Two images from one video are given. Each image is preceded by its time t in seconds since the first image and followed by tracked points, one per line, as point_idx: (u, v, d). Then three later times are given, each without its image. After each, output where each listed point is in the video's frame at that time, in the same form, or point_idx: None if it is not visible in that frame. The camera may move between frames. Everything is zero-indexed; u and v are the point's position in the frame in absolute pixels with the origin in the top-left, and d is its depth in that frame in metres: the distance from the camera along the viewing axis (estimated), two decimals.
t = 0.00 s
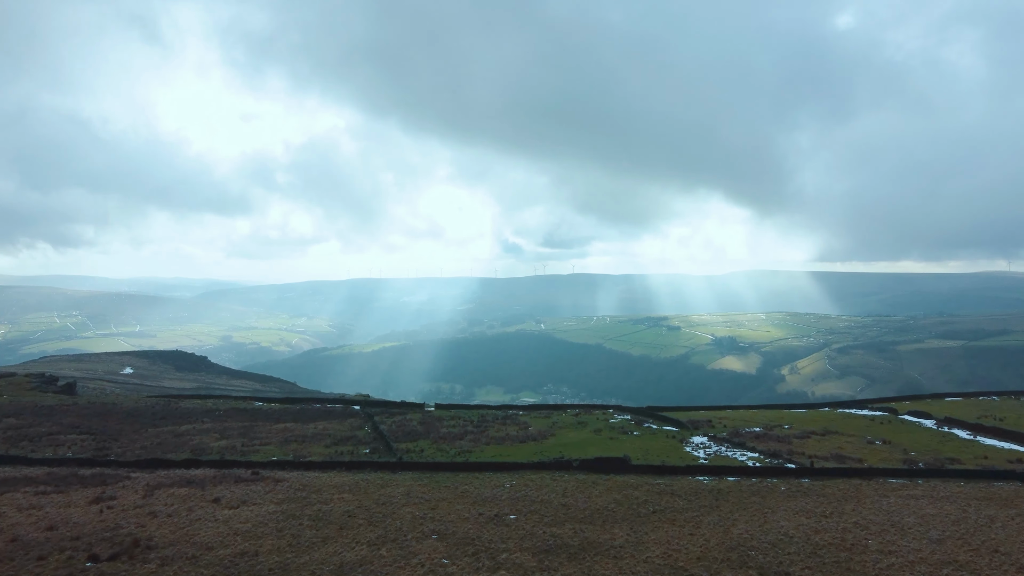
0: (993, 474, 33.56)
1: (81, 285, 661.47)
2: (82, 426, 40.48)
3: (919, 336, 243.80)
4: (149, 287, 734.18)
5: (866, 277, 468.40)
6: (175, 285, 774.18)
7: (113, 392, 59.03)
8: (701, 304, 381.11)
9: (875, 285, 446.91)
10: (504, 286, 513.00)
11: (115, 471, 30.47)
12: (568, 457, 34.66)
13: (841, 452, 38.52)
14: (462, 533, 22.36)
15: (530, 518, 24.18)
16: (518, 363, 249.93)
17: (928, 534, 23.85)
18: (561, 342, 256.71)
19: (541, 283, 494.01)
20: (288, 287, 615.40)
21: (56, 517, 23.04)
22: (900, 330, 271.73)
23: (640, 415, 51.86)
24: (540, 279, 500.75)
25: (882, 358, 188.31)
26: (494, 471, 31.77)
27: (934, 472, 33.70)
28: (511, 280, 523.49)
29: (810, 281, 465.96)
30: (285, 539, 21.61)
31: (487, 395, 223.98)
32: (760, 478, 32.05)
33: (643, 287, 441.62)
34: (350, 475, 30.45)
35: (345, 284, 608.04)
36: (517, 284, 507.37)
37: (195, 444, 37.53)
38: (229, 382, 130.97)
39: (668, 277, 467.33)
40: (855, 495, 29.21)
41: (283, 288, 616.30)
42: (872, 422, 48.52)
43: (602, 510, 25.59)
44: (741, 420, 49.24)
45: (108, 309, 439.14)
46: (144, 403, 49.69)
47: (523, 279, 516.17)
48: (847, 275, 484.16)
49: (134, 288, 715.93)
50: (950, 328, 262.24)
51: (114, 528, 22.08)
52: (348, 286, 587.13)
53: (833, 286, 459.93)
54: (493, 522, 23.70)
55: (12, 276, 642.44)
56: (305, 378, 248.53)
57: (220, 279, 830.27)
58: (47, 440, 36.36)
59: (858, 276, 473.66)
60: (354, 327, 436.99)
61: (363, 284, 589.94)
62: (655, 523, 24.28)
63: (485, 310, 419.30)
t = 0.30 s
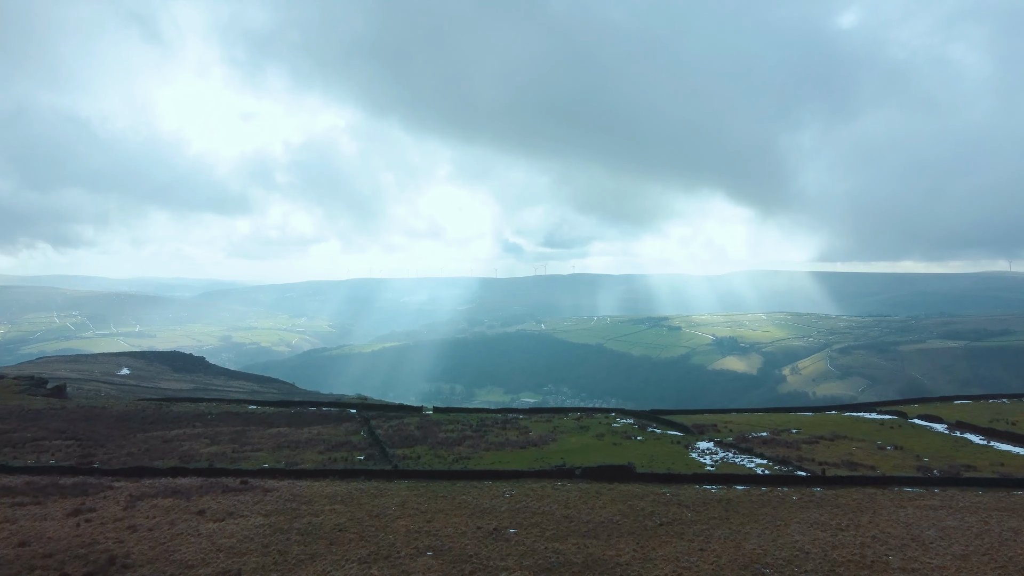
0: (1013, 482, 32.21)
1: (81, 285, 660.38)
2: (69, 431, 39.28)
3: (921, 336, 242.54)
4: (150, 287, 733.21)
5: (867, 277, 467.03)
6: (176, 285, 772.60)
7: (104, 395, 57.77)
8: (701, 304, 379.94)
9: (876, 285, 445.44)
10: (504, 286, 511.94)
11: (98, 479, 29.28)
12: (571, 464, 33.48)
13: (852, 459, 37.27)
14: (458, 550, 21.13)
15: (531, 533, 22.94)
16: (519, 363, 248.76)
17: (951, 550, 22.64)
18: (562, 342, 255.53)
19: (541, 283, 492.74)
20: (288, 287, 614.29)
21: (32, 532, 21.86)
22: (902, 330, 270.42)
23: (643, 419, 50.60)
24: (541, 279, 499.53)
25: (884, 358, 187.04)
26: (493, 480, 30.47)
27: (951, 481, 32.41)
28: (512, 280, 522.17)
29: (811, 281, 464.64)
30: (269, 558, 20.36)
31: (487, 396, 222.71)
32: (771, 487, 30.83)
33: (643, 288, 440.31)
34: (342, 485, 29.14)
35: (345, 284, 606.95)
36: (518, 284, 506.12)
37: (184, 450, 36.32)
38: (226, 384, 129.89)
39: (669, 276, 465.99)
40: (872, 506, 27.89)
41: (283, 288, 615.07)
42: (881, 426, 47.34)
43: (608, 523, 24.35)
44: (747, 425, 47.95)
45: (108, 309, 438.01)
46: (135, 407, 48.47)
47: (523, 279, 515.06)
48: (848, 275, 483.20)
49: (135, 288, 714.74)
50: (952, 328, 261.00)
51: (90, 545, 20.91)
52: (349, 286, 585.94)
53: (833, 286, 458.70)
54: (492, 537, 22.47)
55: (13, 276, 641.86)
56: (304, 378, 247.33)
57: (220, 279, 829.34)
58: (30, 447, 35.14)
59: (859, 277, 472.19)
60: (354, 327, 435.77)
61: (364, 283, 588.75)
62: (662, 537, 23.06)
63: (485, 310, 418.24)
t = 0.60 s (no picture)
0: None
1: (82, 285, 660.06)
2: (54, 436, 38.06)
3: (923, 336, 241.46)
4: (150, 287, 732.82)
5: (867, 277, 465.98)
6: (176, 285, 771.06)
7: (94, 398, 56.52)
8: (702, 303, 378.94)
9: (877, 285, 444.39)
10: (504, 286, 510.67)
11: (79, 488, 28.07)
12: (574, 472, 32.29)
13: (862, 465, 36.06)
14: (454, 569, 19.99)
15: (531, 549, 21.75)
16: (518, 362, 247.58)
17: (975, 567, 21.44)
18: (562, 342, 254.33)
19: (541, 283, 491.55)
20: (288, 287, 613.17)
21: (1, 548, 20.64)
22: (903, 330, 269.33)
23: (647, 423, 49.32)
24: (541, 279, 498.57)
25: (886, 358, 185.79)
26: (491, 489, 29.28)
27: (969, 489, 31.12)
28: (512, 280, 520.78)
29: (811, 280, 463.61)
30: None
31: (487, 396, 221.50)
32: (781, 496, 29.58)
33: (644, 287, 439.14)
34: (334, 494, 27.99)
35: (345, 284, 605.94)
36: (518, 284, 505.06)
37: (172, 457, 35.09)
38: (223, 384, 128.80)
39: (669, 276, 464.81)
40: (889, 517, 26.64)
41: (283, 288, 614.01)
42: (891, 430, 46.11)
43: (613, 537, 23.15)
44: (754, 428, 46.75)
45: (108, 309, 437.16)
46: (124, 411, 47.19)
47: (523, 279, 514.18)
48: (848, 275, 481.97)
49: (135, 287, 714.06)
50: (954, 328, 259.94)
51: (62, 563, 19.73)
52: (349, 286, 584.80)
53: (834, 285, 457.68)
54: (490, 552, 21.35)
55: (14, 275, 641.31)
56: (303, 378, 246.13)
57: (220, 279, 828.84)
58: (12, 453, 33.95)
59: (859, 276, 471.05)
60: (354, 327, 434.60)
61: (364, 283, 587.71)
62: (668, 554, 21.88)
63: (485, 309, 417.09)
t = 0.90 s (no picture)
0: None
1: (82, 285, 659.82)
2: (38, 442, 36.82)
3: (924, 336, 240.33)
4: (150, 287, 732.37)
5: (868, 276, 464.76)
6: (176, 285, 769.02)
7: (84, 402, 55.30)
8: (702, 303, 377.91)
9: (877, 285, 443.29)
10: (504, 286, 509.33)
11: (59, 499, 26.81)
12: (576, 480, 31.11)
13: (875, 472, 34.86)
14: None
15: (532, 569, 20.47)
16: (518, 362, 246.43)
17: None
18: (562, 342, 253.21)
19: (541, 283, 490.60)
20: (288, 287, 612.21)
21: None
22: (904, 330, 268.15)
23: (650, 427, 48.04)
24: (541, 279, 497.55)
25: (887, 358, 184.56)
26: (491, 498, 28.02)
27: (987, 498, 29.88)
28: (512, 280, 519.11)
29: (811, 280, 462.48)
30: None
31: (488, 396, 219.97)
32: (793, 507, 28.36)
33: (644, 287, 438.12)
34: (325, 505, 26.74)
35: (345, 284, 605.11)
36: (518, 283, 504.07)
37: (160, 463, 33.85)
38: (220, 386, 127.25)
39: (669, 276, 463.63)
40: (907, 529, 25.44)
41: (283, 288, 613.03)
42: (902, 435, 44.77)
43: (617, 553, 21.89)
44: (761, 433, 45.46)
45: (108, 309, 436.28)
46: (113, 415, 45.98)
47: (523, 279, 513.40)
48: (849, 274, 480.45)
49: (135, 287, 713.56)
50: (955, 328, 258.89)
51: None
52: (349, 286, 582.89)
53: (834, 285, 456.63)
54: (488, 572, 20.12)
55: (14, 276, 640.99)
56: (302, 379, 245.04)
57: (220, 279, 828.26)
58: None
59: (860, 276, 469.88)
60: (353, 327, 433.07)
61: (363, 283, 586.80)
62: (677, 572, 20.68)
63: (485, 309, 416.06)
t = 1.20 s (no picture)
0: None
1: (82, 285, 658.26)
2: (21, 447, 35.59)
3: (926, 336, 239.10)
4: (150, 287, 731.25)
5: (868, 276, 463.19)
6: (176, 285, 768.05)
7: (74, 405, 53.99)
8: (702, 303, 376.40)
9: (878, 285, 441.64)
10: (504, 286, 507.99)
11: (36, 511, 25.62)
12: (579, 488, 29.87)
13: (889, 479, 33.58)
14: None
15: None
16: (518, 362, 245.14)
17: None
18: (562, 342, 251.96)
19: (542, 283, 489.25)
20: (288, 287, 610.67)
21: None
22: (906, 330, 266.68)
23: (654, 431, 46.79)
24: (541, 279, 496.25)
25: (889, 358, 183.28)
26: (490, 509, 26.80)
27: (1009, 508, 28.57)
28: (512, 280, 517.59)
29: (811, 280, 461.02)
30: None
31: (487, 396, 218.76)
32: (805, 517, 27.12)
33: (644, 287, 436.70)
34: (315, 516, 25.51)
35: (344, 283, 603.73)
36: (518, 283, 502.87)
37: (146, 471, 32.60)
38: (217, 387, 126.08)
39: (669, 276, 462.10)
40: (927, 543, 24.21)
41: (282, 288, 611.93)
42: (913, 439, 43.53)
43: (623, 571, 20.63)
44: (768, 437, 44.23)
45: (107, 309, 435.04)
46: (101, 419, 44.68)
47: (524, 279, 512.13)
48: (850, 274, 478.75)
49: (135, 287, 712.36)
50: (957, 328, 257.60)
51: None
52: (349, 285, 581.50)
53: (835, 285, 455.11)
54: None
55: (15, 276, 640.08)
56: (301, 379, 243.81)
57: (220, 279, 826.78)
58: None
59: (860, 275, 468.35)
60: (353, 327, 431.76)
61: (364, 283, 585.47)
62: None
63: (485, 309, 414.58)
